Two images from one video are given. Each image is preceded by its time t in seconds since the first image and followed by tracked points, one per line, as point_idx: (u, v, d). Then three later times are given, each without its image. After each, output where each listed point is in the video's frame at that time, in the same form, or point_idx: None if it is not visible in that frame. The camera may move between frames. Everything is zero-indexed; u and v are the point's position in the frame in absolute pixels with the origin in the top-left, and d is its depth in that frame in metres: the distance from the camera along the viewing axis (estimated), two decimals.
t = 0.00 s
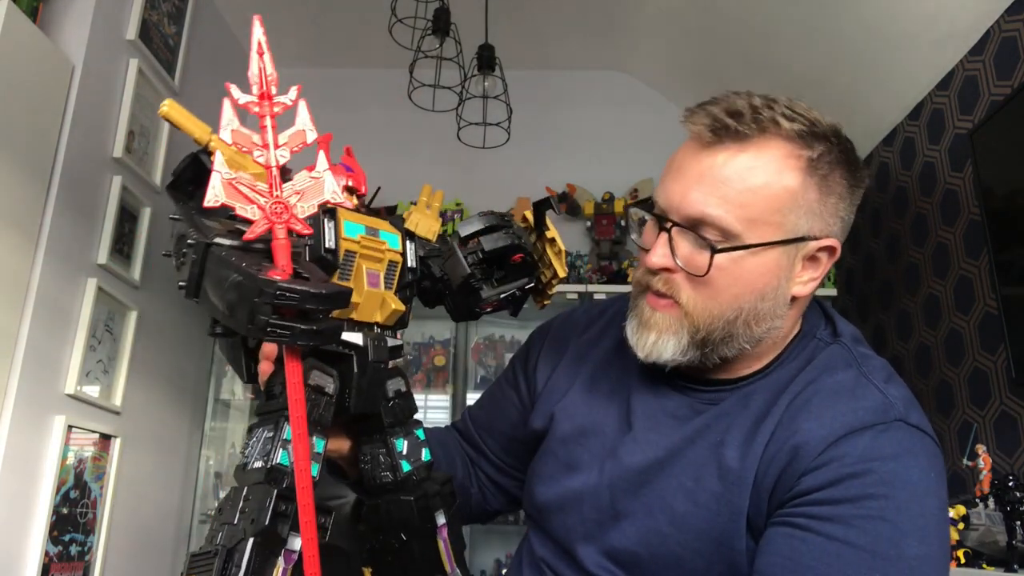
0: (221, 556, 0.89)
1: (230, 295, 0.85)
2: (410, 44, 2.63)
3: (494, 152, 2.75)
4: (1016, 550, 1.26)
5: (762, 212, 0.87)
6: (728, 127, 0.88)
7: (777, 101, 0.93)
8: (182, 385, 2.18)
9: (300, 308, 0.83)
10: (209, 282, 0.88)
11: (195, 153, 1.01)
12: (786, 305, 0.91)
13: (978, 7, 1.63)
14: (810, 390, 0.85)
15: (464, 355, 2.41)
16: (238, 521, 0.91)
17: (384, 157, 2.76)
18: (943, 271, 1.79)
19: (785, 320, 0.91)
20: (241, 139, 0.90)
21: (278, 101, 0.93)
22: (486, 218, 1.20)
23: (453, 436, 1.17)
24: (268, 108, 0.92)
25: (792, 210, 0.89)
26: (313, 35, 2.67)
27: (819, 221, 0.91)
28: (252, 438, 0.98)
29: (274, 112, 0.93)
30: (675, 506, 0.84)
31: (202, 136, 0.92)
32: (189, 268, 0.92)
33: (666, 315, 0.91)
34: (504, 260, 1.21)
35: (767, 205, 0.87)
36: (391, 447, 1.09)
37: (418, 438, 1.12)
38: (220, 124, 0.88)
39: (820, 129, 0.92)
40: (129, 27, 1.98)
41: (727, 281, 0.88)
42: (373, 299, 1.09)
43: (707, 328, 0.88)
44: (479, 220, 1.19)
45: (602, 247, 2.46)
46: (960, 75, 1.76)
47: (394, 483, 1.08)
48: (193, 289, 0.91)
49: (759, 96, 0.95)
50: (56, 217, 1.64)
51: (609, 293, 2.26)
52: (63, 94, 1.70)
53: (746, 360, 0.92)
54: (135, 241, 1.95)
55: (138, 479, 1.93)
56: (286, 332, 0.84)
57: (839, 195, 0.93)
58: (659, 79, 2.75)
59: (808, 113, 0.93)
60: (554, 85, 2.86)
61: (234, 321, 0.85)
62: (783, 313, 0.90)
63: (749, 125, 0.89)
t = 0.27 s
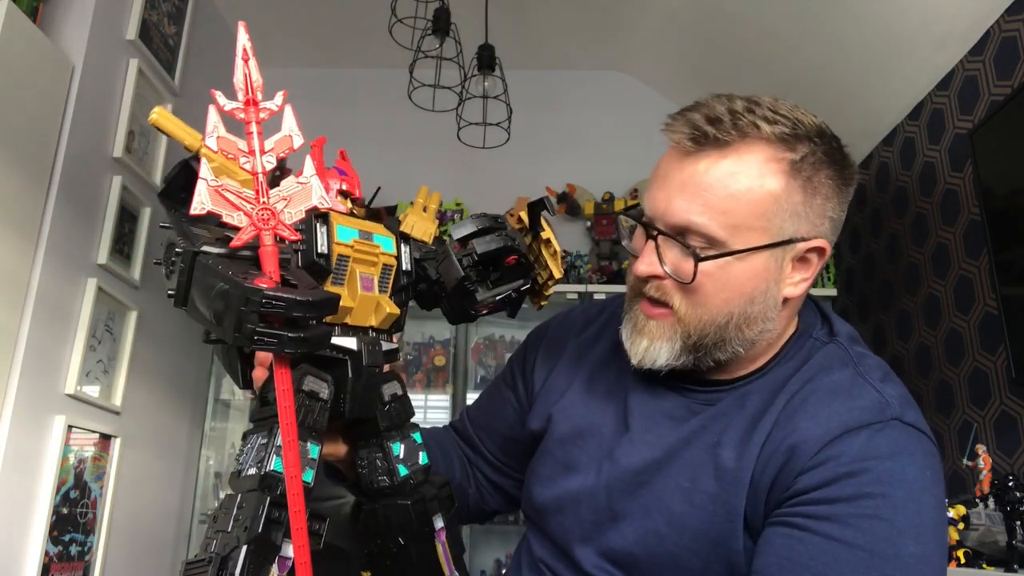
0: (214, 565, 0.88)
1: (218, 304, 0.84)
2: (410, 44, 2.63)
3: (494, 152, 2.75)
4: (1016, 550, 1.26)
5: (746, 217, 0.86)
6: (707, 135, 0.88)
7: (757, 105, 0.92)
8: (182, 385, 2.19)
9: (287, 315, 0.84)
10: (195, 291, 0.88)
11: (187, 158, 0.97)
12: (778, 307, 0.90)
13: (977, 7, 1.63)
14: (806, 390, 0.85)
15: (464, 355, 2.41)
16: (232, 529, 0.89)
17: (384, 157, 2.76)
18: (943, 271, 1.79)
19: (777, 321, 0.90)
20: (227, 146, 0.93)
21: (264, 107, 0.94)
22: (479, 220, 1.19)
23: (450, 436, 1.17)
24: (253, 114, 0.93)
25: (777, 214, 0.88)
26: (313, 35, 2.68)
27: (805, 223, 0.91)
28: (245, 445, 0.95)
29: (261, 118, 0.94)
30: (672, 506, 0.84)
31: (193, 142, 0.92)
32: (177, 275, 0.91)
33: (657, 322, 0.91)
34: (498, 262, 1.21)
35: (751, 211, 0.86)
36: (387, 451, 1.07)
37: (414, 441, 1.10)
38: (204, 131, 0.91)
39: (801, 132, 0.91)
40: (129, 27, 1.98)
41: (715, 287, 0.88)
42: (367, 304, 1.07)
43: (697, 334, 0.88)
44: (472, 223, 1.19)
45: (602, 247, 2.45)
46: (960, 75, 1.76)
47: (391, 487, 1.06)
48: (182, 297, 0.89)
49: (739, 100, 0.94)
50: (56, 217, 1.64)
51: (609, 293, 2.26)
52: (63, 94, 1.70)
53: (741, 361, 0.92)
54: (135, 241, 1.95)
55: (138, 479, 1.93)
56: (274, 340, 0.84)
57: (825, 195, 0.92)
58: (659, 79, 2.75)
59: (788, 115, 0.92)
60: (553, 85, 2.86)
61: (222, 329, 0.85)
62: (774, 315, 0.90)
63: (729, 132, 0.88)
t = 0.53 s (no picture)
0: (214, 565, 0.88)
1: (220, 303, 0.84)
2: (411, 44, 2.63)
3: (494, 152, 2.75)
4: (1016, 550, 1.26)
5: (734, 222, 0.86)
6: (692, 143, 0.87)
7: (742, 109, 0.91)
8: (182, 385, 2.19)
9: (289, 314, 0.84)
10: (197, 288, 0.88)
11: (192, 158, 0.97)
12: (772, 309, 0.90)
13: (977, 7, 1.63)
14: (805, 390, 0.85)
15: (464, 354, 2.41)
16: (232, 528, 0.90)
17: (384, 157, 2.76)
18: (943, 271, 1.79)
19: (772, 323, 0.90)
20: (231, 145, 0.92)
21: (267, 106, 0.93)
22: (482, 222, 1.20)
23: (450, 436, 1.17)
24: (257, 114, 0.93)
25: (766, 218, 0.87)
26: (313, 35, 2.68)
27: (796, 225, 0.90)
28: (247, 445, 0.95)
29: (265, 118, 0.93)
30: (671, 506, 0.84)
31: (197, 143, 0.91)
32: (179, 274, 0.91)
33: (652, 328, 0.91)
34: (500, 264, 1.21)
35: (739, 217, 0.86)
36: (388, 452, 1.07)
37: (416, 442, 1.10)
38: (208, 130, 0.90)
39: (788, 134, 0.90)
40: (129, 27, 1.98)
41: (707, 292, 0.88)
42: (370, 305, 1.07)
43: (692, 339, 0.88)
44: (475, 224, 1.19)
45: (602, 247, 2.46)
46: (960, 75, 1.76)
47: (391, 488, 1.06)
48: (184, 296, 0.89)
49: (725, 103, 0.93)
50: (56, 217, 1.64)
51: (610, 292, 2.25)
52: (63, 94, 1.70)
53: (738, 363, 0.92)
54: (135, 241, 1.95)
55: (138, 479, 1.93)
56: (276, 339, 0.84)
57: (815, 196, 0.91)
58: (659, 79, 2.75)
59: (774, 118, 0.91)
60: (553, 85, 2.86)
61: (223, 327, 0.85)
62: (769, 318, 0.89)
63: (714, 138, 0.87)
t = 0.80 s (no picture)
0: (213, 565, 0.87)
1: (208, 306, 0.83)
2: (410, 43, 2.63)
3: (494, 152, 2.75)
4: (1016, 550, 1.26)
5: (730, 241, 0.85)
6: (680, 163, 0.85)
7: (727, 121, 0.89)
8: (182, 385, 2.19)
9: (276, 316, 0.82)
10: (187, 293, 0.87)
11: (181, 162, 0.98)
12: (774, 318, 0.89)
13: (977, 8, 1.63)
14: (807, 391, 0.85)
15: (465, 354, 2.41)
16: (230, 529, 0.89)
17: (384, 157, 2.76)
18: (943, 271, 1.79)
19: (774, 332, 0.90)
20: (214, 149, 0.92)
21: (250, 109, 0.93)
22: (470, 218, 1.21)
23: (451, 436, 1.17)
24: (239, 117, 0.92)
25: (761, 232, 0.86)
26: (313, 35, 2.67)
27: (792, 234, 0.89)
28: (243, 446, 0.95)
29: (248, 121, 0.92)
30: (672, 507, 0.84)
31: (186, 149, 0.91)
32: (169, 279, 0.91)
33: (657, 345, 0.91)
34: (492, 259, 1.22)
35: (734, 235, 0.85)
36: (386, 451, 1.07)
37: (414, 440, 1.10)
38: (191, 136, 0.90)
39: (775, 144, 0.88)
40: (129, 27, 1.98)
41: (708, 308, 0.87)
42: (363, 304, 1.07)
43: (696, 355, 0.89)
44: (465, 220, 1.20)
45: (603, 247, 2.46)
46: (960, 75, 1.76)
47: (391, 487, 1.05)
48: (174, 299, 0.89)
49: (709, 114, 0.90)
50: (57, 217, 1.64)
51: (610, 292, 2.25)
52: (63, 94, 1.70)
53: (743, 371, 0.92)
54: (135, 242, 1.95)
55: (138, 479, 1.93)
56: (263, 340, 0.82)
57: (809, 201, 0.90)
58: (659, 79, 2.75)
59: (760, 128, 0.89)
60: (553, 85, 2.86)
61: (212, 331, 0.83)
62: (771, 327, 0.89)
63: (701, 156, 0.85)
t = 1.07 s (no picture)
0: (208, 568, 0.88)
1: (195, 310, 0.83)
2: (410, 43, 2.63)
3: (494, 152, 2.75)
4: (1016, 550, 1.26)
5: (727, 242, 0.85)
6: (677, 165, 0.85)
7: (725, 121, 0.89)
8: (182, 385, 2.19)
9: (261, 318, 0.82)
10: (175, 296, 0.87)
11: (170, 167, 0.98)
12: (772, 318, 0.89)
13: (977, 8, 1.63)
14: (806, 391, 0.85)
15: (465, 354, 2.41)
16: (226, 532, 0.90)
17: (383, 157, 2.76)
18: (943, 271, 1.79)
19: (772, 332, 0.90)
20: (199, 154, 0.90)
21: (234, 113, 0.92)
22: (460, 218, 1.21)
23: (451, 436, 1.17)
24: (224, 121, 0.91)
25: (759, 233, 0.86)
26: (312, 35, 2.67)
27: (790, 234, 0.89)
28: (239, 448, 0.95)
29: (231, 125, 0.92)
30: (672, 507, 0.84)
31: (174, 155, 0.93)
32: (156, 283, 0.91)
33: (655, 345, 0.91)
34: (484, 258, 1.21)
35: (732, 236, 0.85)
36: (383, 451, 1.07)
37: (412, 441, 1.10)
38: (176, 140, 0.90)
39: (773, 145, 0.88)
40: (129, 27, 1.98)
41: (707, 308, 0.87)
42: (357, 305, 1.07)
43: (694, 355, 0.88)
44: (455, 220, 1.21)
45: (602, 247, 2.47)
46: (960, 75, 1.76)
47: (389, 487, 1.06)
48: (162, 304, 0.89)
49: (707, 114, 0.90)
50: (57, 217, 1.64)
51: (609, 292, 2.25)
52: (64, 94, 1.70)
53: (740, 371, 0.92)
54: (135, 242, 1.95)
55: (138, 479, 1.93)
56: (249, 341, 0.82)
57: (806, 202, 0.90)
58: (658, 78, 2.75)
59: (758, 129, 0.88)
60: (553, 85, 2.86)
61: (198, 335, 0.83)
62: (769, 328, 0.89)
63: (699, 158, 0.85)
